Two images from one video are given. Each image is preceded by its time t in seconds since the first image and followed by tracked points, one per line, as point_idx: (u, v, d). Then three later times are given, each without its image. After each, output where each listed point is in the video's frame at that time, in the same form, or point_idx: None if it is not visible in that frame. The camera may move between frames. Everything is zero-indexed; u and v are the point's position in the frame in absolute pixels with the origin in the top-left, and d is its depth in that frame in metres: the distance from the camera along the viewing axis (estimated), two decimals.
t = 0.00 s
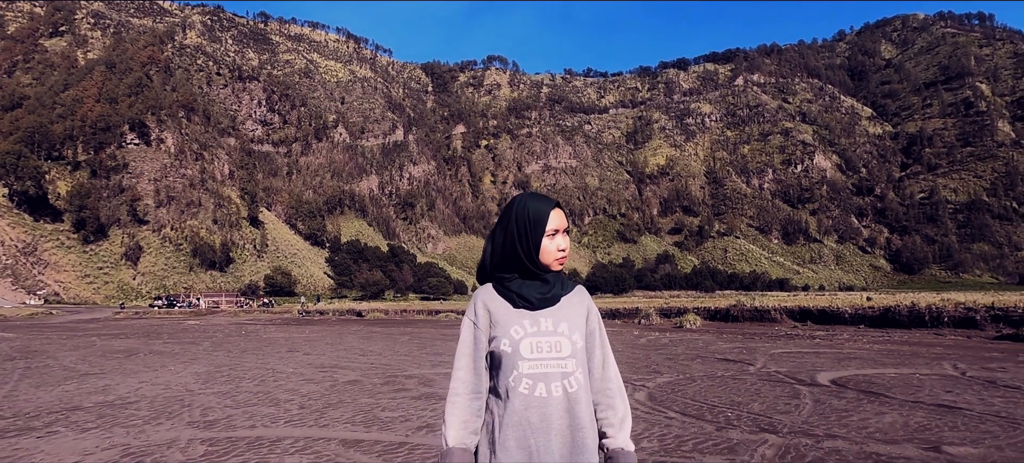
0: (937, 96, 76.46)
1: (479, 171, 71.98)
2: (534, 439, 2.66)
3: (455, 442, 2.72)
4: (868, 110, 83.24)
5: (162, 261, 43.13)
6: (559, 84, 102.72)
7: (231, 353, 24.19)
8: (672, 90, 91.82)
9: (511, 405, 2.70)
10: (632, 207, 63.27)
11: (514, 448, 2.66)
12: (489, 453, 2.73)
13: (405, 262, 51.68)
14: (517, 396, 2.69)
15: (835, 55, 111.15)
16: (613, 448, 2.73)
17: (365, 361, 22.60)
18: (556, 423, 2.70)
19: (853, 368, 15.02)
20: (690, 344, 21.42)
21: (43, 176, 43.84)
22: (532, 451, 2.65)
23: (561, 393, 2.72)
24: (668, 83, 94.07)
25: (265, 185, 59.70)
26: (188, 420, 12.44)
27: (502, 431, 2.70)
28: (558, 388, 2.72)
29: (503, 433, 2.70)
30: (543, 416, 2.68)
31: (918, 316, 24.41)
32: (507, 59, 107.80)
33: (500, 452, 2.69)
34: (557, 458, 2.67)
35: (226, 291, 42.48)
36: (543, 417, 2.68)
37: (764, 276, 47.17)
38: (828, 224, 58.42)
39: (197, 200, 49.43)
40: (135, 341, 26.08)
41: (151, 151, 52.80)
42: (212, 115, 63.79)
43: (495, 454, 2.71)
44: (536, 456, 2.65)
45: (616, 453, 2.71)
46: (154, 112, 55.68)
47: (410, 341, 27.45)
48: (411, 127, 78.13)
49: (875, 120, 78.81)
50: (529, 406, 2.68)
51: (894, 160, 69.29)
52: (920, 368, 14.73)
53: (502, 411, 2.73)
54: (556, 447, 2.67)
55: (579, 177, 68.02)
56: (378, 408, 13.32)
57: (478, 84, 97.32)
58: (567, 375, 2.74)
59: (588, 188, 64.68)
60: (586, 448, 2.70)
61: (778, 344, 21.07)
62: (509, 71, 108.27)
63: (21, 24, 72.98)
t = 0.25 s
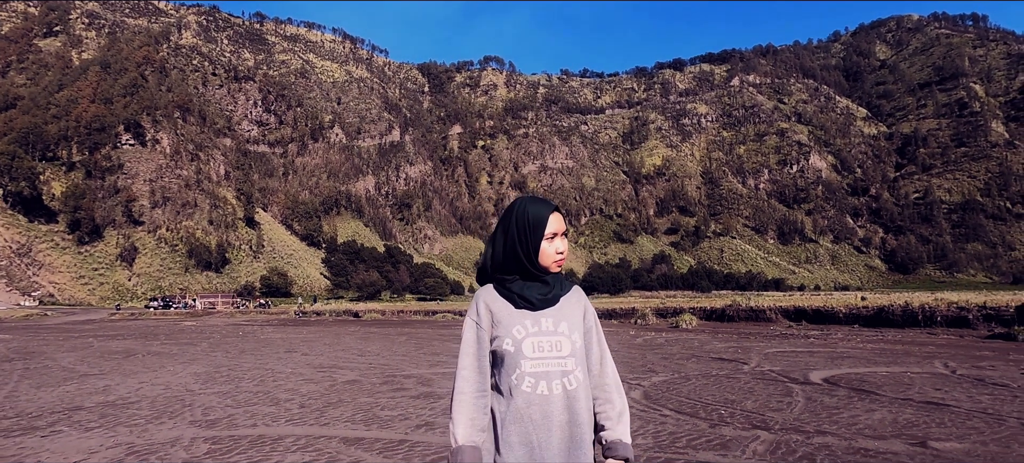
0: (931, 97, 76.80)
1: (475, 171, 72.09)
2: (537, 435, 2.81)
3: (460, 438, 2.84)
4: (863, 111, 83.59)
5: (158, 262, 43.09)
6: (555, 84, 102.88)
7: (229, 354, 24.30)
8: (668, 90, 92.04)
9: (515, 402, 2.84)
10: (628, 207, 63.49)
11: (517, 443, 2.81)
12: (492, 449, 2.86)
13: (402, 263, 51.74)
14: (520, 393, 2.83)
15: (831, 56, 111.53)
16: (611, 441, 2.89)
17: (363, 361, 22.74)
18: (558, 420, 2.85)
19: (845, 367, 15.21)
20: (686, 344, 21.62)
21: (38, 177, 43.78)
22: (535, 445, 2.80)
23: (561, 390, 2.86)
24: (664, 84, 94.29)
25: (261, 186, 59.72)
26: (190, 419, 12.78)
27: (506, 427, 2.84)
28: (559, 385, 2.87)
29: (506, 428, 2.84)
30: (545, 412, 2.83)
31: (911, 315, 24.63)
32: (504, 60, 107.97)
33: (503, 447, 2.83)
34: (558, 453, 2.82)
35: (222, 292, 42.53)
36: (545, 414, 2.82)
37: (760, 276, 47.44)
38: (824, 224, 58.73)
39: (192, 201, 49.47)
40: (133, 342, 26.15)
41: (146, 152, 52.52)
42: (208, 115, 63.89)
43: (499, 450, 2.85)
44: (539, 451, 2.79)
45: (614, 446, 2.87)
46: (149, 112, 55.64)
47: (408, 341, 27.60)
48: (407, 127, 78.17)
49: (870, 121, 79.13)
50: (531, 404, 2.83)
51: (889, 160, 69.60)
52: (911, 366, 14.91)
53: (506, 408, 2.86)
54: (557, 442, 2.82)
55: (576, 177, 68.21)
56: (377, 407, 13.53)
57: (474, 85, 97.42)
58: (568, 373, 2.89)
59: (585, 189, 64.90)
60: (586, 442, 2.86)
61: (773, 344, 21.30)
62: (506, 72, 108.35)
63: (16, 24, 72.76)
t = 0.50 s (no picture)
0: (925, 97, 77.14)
1: (472, 171, 72.17)
2: (537, 429, 2.94)
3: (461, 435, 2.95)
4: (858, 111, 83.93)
5: (153, 263, 43.26)
6: (552, 84, 103.04)
7: (227, 354, 24.43)
8: (665, 91, 92.31)
9: (515, 399, 2.95)
10: (625, 207, 63.70)
11: (519, 440, 2.93)
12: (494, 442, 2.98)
13: (398, 263, 51.81)
14: (520, 389, 2.96)
15: (827, 56, 111.91)
16: (602, 435, 3.06)
17: (361, 361, 22.90)
18: (556, 415, 2.98)
19: (839, 366, 15.39)
20: (682, 343, 21.83)
21: (33, 177, 43.75)
22: (533, 440, 2.93)
23: (558, 388, 3.00)
24: (661, 84, 94.55)
25: (257, 186, 59.75)
26: (190, 418, 13.37)
27: (506, 423, 2.97)
28: (557, 383, 2.99)
29: (507, 423, 2.97)
30: (544, 408, 2.96)
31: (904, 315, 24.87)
32: (500, 60, 108.09)
33: (504, 442, 2.95)
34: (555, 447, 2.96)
35: (218, 292, 42.58)
36: (545, 410, 2.95)
37: (755, 276, 47.69)
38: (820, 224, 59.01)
39: (188, 201, 49.50)
40: (131, 343, 26.24)
41: (142, 152, 52.53)
42: (203, 115, 63.87)
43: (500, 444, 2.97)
44: (537, 447, 2.92)
45: (606, 441, 3.04)
46: (145, 112, 55.58)
47: (406, 341, 27.75)
48: (404, 127, 78.22)
49: (865, 121, 79.48)
50: (531, 400, 2.95)
51: (884, 161, 69.88)
52: (904, 365, 15.07)
53: (506, 404, 2.97)
54: (555, 437, 2.95)
55: (573, 177, 68.43)
56: (376, 406, 13.75)
57: (471, 85, 97.58)
58: (565, 371, 3.02)
59: (582, 189, 65.12)
60: (582, 437, 3.01)
61: (768, 343, 21.51)
62: (503, 72, 108.43)
63: (11, 23, 72.56)
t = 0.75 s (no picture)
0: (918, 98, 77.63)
1: (468, 171, 72.33)
2: (532, 426, 3.05)
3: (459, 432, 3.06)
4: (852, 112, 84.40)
5: (147, 262, 43.26)
6: (547, 84, 103.22)
7: (224, 353, 24.52)
8: (660, 91, 92.58)
9: (512, 396, 3.07)
10: (620, 207, 63.95)
11: (516, 435, 3.04)
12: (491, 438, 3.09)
13: (394, 263, 51.91)
14: (516, 386, 3.07)
15: (821, 57, 112.39)
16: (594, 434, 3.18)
17: (358, 360, 23.03)
18: (550, 411, 3.10)
19: (830, 364, 15.61)
20: (676, 342, 22.05)
21: (25, 176, 43.62)
22: (529, 436, 3.04)
23: (554, 385, 3.11)
24: (656, 84, 94.84)
25: (252, 186, 59.71)
26: (190, 416, 13.58)
27: (504, 418, 3.07)
28: (551, 381, 3.11)
29: (504, 418, 3.07)
30: (540, 405, 3.08)
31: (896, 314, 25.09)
32: (496, 59, 108.23)
33: (501, 438, 3.06)
34: (552, 444, 3.06)
35: (212, 292, 42.60)
36: (540, 407, 3.07)
37: (750, 275, 47.96)
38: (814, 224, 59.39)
39: (183, 200, 49.44)
40: (126, 342, 26.30)
41: (136, 151, 52.36)
42: (198, 114, 63.82)
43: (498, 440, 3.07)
44: (532, 442, 3.04)
45: (596, 438, 3.16)
46: (138, 111, 55.43)
47: (402, 341, 27.91)
48: (399, 127, 78.23)
49: (859, 122, 79.93)
50: (527, 397, 3.07)
51: (877, 161, 70.25)
52: (894, 363, 15.28)
53: (503, 401, 3.08)
54: (550, 433, 3.07)
55: (568, 177, 68.69)
56: (374, 404, 14.00)
57: (466, 84, 97.65)
58: (560, 369, 3.14)
59: (577, 189, 65.39)
60: (576, 434, 3.12)
61: (761, 342, 21.76)
62: (498, 71, 108.58)
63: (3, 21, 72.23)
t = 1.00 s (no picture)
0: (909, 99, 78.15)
1: (462, 170, 72.38)
2: (526, 423, 3.18)
3: (457, 430, 3.18)
4: (844, 112, 84.94)
5: (140, 262, 43.10)
6: (542, 84, 103.39)
7: (218, 353, 24.58)
8: (654, 91, 92.90)
9: (507, 394, 3.19)
10: (614, 207, 64.19)
11: (511, 432, 3.17)
12: (486, 435, 3.21)
13: (388, 262, 51.95)
14: (511, 385, 3.20)
15: (814, 57, 112.92)
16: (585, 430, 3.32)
17: (354, 359, 23.17)
18: (544, 409, 3.23)
19: (820, 362, 15.87)
20: (669, 341, 22.31)
21: (15, 175, 43.41)
22: (523, 432, 3.17)
23: (549, 384, 3.25)
24: (650, 84, 95.11)
25: (245, 185, 59.58)
26: (188, 414, 13.70)
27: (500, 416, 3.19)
28: (545, 380, 3.24)
29: (500, 416, 3.19)
30: (534, 403, 3.21)
31: (887, 313, 25.34)
32: (490, 59, 108.32)
33: (496, 436, 3.19)
34: (545, 440, 3.20)
35: (205, 292, 42.60)
36: (533, 404, 3.20)
37: (743, 275, 48.25)
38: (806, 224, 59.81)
39: (175, 200, 49.37)
40: (119, 343, 26.33)
41: (128, 150, 52.04)
42: (190, 112, 63.63)
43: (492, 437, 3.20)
44: (526, 440, 3.17)
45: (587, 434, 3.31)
46: (130, 110, 55.20)
47: (397, 340, 28.02)
48: (393, 126, 78.16)
49: (851, 122, 80.47)
50: (521, 394, 3.20)
51: (869, 162, 70.73)
52: (882, 362, 15.53)
53: (498, 398, 3.21)
54: (544, 429, 3.20)
55: (562, 177, 68.88)
56: (371, 402, 14.22)
57: (461, 84, 97.68)
58: (554, 368, 3.26)
59: (572, 189, 65.66)
60: (568, 430, 3.26)
61: (753, 341, 22.02)
62: (493, 71, 108.63)
63: None
